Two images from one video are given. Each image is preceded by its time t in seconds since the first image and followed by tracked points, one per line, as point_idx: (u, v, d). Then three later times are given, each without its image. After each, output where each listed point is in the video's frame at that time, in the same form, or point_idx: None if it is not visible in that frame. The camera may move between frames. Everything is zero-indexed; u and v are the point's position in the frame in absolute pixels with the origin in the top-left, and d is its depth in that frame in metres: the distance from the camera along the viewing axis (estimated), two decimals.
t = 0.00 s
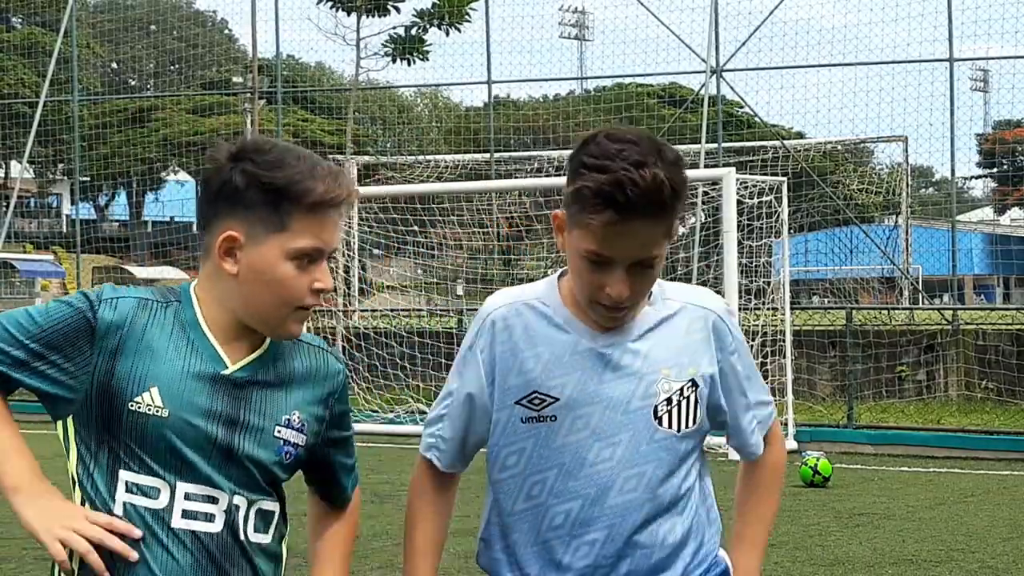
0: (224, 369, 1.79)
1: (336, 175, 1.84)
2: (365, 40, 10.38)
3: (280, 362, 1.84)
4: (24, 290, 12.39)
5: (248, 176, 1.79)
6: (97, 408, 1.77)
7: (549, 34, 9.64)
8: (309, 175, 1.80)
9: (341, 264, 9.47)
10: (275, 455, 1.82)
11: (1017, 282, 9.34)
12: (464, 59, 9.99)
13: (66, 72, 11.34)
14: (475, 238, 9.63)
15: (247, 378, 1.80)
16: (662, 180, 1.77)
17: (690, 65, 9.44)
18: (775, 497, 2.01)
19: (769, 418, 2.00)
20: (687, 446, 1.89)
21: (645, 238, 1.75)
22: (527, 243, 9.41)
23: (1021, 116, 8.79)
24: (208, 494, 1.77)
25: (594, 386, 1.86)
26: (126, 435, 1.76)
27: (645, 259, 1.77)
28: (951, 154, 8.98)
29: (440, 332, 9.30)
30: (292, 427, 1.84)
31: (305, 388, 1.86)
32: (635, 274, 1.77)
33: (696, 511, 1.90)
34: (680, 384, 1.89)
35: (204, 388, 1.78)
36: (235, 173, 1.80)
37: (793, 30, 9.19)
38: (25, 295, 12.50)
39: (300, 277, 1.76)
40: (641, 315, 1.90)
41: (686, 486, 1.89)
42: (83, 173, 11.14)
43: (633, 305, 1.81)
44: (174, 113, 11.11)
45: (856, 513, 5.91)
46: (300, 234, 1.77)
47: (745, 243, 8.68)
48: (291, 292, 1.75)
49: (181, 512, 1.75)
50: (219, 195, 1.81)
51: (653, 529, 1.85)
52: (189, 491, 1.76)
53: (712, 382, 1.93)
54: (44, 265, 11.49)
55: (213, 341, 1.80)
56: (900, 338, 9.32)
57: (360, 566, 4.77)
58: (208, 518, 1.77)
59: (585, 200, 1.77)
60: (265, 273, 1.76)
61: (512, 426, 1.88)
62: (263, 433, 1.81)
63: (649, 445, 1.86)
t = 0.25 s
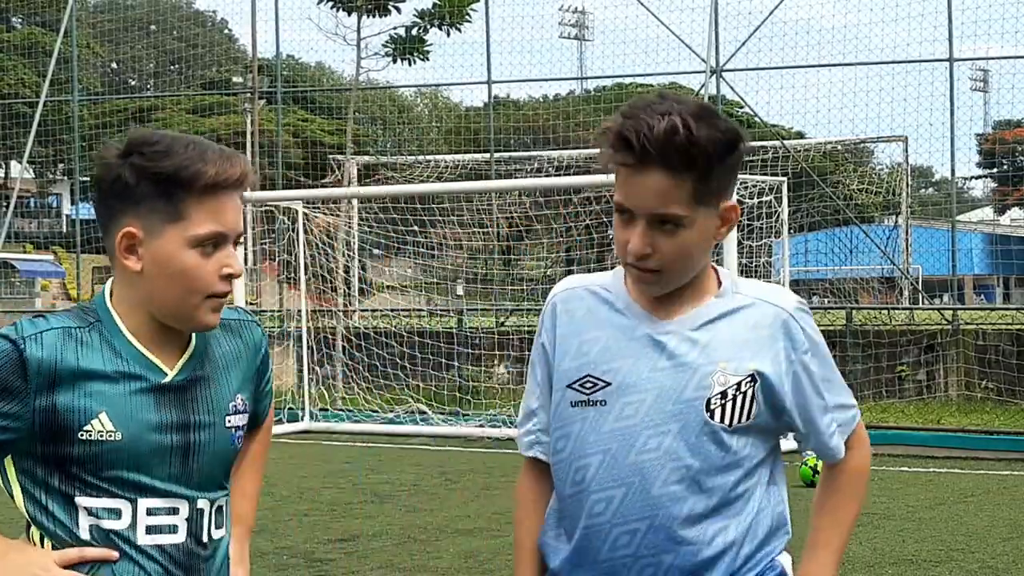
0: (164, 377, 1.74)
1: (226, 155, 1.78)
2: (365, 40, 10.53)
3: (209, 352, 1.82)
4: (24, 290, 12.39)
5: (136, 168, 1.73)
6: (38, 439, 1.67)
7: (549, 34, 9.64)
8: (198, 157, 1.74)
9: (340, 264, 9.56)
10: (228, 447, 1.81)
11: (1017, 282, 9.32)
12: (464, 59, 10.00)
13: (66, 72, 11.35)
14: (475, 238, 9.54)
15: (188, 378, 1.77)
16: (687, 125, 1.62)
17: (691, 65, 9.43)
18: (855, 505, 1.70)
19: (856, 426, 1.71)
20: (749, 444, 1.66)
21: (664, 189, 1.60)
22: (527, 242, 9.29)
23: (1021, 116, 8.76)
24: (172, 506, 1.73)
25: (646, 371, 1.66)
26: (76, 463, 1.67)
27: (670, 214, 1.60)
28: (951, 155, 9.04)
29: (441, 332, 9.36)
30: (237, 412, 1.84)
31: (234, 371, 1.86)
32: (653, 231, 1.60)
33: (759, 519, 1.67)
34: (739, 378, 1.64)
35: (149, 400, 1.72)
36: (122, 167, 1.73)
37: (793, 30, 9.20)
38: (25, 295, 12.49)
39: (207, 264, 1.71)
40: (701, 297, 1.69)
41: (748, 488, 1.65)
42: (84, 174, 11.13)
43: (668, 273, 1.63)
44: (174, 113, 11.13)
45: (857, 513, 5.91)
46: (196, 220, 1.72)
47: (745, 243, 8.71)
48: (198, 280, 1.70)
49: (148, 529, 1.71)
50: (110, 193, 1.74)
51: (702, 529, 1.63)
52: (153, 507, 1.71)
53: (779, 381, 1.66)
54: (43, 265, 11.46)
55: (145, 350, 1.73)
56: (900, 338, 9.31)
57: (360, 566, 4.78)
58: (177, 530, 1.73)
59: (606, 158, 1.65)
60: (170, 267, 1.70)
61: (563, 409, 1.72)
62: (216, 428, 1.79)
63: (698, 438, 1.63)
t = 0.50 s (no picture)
0: (133, 373, 1.86)
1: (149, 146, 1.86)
2: (366, 40, 10.60)
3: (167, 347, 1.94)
4: (23, 290, 12.36)
5: (60, 168, 1.82)
6: (17, 454, 1.75)
7: (549, 34, 9.64)
8: (118, 150, 1.83)
9: (340, 264, 9.63)
10: (198, 438, 1.95)
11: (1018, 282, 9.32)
12: (464, 59, 10.01)
13: (66, 72, 11.34)
14: (475, 238, 9.38)
15: (155, 374, 1.90)
16: (713, 115, 1.60)
17: (691, 65, 9.45)
18: (902, 525, 1.61)
19: (899, 441, 1.62)
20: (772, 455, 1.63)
21: (684, 179, 1.60)
22: (527, 243, 9.14)
23: (1022, 116, 8.75)
24: (155, 504, 1.85)
25: (667, 379, 1.65)
26: (58, 471, 1.77)
27: (685, 204, 1.60)
28: (951, 155, 9.03)
29: (441, 332, 9.38)
30: (202, 403, 1.98)
31: (192, 363, 1.99)
32: (667, 222, 1.61)
33: (785, 529, 1.64)
34: (760, 390, 1.61)
35: (123, 399, 1.84)
36: (48, 170, 1.82)
37: (793, 30, 9.21)
38: (25, 295, 12.47)
39: (144, 257, 1.80)
40: (723, 301, 1.67)
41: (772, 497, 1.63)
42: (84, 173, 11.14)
43: (682, 266, 1.62)
44: (174, 113, 11.11)
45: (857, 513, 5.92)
46: (126, 215, 1.81)
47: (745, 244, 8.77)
48: (135, 272, 1.79)
49: (137, 529, 1.82)
50: (42, 197, 1.83)
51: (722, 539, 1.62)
52: (139, 506, 1.82)
53: (806, 393, 1.61)
54: (43, 265, 11.43)
55: (110, 348, 1.85)
56: (900, 338, 9.33)
57: (360, 566, 4.78)
58: (163, 526, 1.85)
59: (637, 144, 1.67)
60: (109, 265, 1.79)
61: (590, 413, 1.72)
62: (187, 421, 1.92)
63: (718, 447, 1.61)
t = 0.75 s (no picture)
0: (119, 360, 1.86)
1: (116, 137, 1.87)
2: (367, 40, 10.57)
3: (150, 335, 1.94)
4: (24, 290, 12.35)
5: (24, 163, 1.83)
6: (10, 448, 1.75)
7: (549, 34, 9.64)
8: (82, 142, 1.83)
9: (340, 264, 9.63)
10: (188, 425, 1.95)
11: (1017, 282, 9.34)
12: (464, 59, 10.01)
13: (66, 72, 11.34)
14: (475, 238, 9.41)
15: (141, 360, 1.89)
16: (719, 101, 1.60)
17: (691, 65, 9.44)
18: (894, 512, 1.55)
19: (883, 438, 1.58)
20: (757, 445, 1.58)
21: (682, 159, 1.60)
22: (527, 243, 9.21)
23: (1021, 116, 8.77)
24: (150, 493, 1.84)
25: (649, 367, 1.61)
26: (53, 464, 1.76)
27: (678, 185, 1.60)
28: (951, 155, 9.01)
29: (441, 332, 9.36)
30: (190, 389, 1.97)
31: (176, 349, 1.98)
32: (659, 201, 1.61)
33: (773, 523, 1.59)
34: (740, 378, 1.56)
35: (112, 387, 1.83)
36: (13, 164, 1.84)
37: (793, 30, 9.20)
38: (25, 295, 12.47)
39: (109, 249, 1.80)
40: (708, 291, 1.65)
41: (757, 490, 1.58)
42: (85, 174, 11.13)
43: (668, 248, 1.60)
44: (174, 113, 11.10)
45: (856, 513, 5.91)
46: (89, 207, 1.81)
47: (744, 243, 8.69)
48: (99, 263, 1.79)
49: (134, 522, 1.81)
50: (11, 191, 1.85)
51: (707, 529, 1.57)
52: (134, 497, 1.82)
53: (788, 383, 1.57)
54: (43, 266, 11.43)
55: (93, 336, 1.84)
56: (900, 338, 9.32)
57: (360, 566, 4.78)
58: (159, 516, 1.85)
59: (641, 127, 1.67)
60: (75, 258, 1.79)
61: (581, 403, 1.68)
62: (177, 407, 1.92)
63: (698, 436, 1.57)
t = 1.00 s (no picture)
0: (101, 365, 1.88)
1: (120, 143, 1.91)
2: (368, 40, 10.37)
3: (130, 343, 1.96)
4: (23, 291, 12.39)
5: (23, 163, 1.84)
6: None
7: (549, 34, 9.64)
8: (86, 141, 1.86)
9: (340, 264, 9.46)
10: (170, 429, 1.96)
11: (1017, 282, 9.40)
12: (464, 60, 10.02)
13: (66, 72, 11.35)
14: (475, 238, 9.54)
15: (122, 365, 1.91)
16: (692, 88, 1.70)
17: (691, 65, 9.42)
18: (869, 533, 1.59)
19: (853, 440, 1.62)
20: (718, 442, 1.60)
21: (657, 135, 1.68)
22: (527, 243, 9.30)
23: (1021, 116, 8.79)
24: (134, 497, 1.85)
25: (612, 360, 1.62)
26: (37, 470, 1.77)
27: (651, 156, 1.66)
28: (951, 155, 9.02)
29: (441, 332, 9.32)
30: (172, 395, 1.99)
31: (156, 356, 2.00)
32: (635, 173, 1.67)
33: (730, 520, 1.61)
34: (700, 370, 1.58)
35: (94, 392, 1.85)
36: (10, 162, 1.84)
37: (792, 30, 9.21)
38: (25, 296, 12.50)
39: (106, 244, 1.81)
40: (680, 268, 1.68)
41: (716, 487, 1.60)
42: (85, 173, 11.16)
43: (640, 218, 1.65)
44: (174, 113, 11.09)
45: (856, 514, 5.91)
46: (89, 203, 1.82)
47: (745, 243, 8.67)
48: (105, 260, 1.80)
49: (119, 525, 1.82)
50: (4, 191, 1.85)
51: (664, 523, 1.60)
52: (118, 501, 1.82)
53: (751, 377, 1.59)
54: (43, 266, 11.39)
55: (75, 341, 1.86)
56: (900, 338, 9.32)
57: (360, 566, 4.78)
58: (144, 519, 1.85)
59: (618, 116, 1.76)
60: (75, 256, 1.80)
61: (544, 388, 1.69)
62: (160, 411, 1.93)
63: (659, 426, 1.59)
